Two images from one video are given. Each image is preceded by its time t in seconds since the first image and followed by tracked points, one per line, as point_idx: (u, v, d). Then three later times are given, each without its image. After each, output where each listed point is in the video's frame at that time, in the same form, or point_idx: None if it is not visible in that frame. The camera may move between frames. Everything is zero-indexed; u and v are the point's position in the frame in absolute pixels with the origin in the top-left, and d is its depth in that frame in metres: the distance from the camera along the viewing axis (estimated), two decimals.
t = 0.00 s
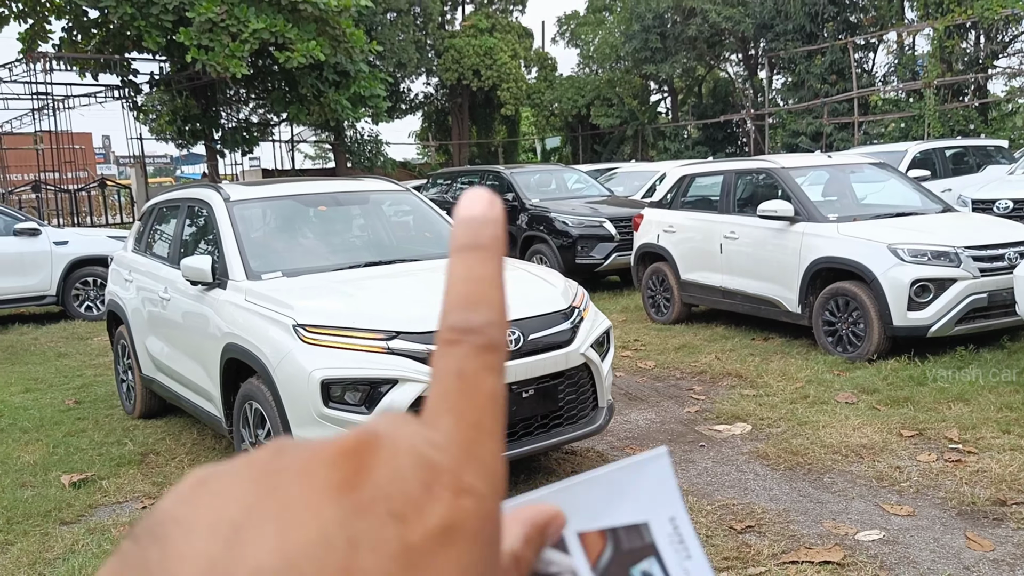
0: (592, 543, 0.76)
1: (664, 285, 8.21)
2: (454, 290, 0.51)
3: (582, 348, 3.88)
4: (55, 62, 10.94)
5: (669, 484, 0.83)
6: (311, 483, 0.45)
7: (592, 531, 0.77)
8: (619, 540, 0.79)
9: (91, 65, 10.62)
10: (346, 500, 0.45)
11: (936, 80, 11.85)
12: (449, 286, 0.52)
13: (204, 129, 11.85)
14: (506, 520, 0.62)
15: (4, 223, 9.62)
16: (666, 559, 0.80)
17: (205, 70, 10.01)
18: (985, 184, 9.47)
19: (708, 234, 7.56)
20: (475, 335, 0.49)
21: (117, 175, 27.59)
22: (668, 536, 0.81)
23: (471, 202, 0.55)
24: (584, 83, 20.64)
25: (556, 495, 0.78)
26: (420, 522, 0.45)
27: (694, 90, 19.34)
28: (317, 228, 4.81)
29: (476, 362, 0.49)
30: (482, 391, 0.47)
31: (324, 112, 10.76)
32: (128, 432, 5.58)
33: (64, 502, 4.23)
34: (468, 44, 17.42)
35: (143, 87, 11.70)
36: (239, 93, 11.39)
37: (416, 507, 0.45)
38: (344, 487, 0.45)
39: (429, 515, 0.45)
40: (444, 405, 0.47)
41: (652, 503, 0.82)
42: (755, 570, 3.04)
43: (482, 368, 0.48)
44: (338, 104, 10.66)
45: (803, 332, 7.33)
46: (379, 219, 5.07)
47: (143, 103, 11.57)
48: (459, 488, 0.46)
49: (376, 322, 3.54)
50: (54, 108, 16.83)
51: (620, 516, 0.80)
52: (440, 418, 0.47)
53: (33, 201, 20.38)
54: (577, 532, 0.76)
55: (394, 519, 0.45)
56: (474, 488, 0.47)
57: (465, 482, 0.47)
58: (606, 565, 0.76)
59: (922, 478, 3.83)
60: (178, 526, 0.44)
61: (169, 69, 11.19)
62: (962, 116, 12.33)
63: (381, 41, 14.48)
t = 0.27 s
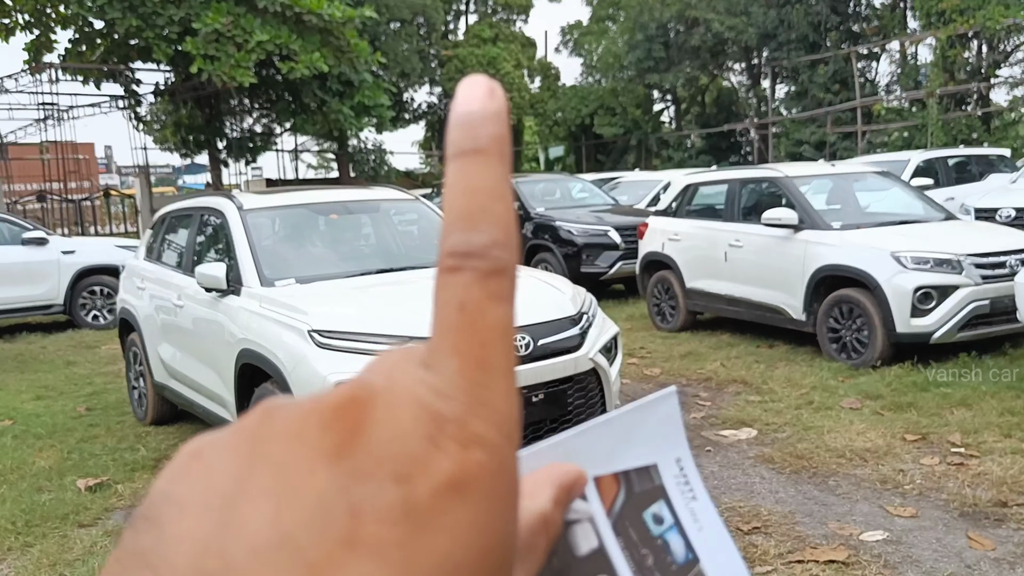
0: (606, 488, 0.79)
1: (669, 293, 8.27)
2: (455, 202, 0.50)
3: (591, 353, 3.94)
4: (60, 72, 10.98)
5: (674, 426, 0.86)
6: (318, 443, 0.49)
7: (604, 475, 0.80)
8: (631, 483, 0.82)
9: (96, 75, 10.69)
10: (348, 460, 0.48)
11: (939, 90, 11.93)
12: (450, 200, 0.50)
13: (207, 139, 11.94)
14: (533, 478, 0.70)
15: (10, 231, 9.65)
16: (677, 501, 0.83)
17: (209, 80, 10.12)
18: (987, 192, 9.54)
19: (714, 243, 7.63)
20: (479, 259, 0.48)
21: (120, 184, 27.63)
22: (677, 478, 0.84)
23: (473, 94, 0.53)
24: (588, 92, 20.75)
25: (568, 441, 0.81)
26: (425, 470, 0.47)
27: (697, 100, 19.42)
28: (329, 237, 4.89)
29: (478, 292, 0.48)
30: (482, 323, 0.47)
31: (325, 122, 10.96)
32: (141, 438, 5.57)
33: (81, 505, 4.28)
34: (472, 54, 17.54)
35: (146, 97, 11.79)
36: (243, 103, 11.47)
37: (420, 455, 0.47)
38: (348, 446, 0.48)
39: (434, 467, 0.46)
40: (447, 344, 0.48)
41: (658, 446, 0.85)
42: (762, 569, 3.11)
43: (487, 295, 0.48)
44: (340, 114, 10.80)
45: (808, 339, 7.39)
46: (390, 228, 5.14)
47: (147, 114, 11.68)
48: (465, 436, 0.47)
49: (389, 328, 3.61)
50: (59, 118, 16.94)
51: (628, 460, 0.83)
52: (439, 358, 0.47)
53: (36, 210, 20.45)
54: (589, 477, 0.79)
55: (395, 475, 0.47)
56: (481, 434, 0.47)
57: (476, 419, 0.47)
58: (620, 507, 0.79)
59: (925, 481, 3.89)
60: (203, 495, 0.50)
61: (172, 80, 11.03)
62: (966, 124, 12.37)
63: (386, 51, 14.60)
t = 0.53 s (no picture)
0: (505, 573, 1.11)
1: (674, 298, 8.26)
2: (395, 332, 0.65)
3: (596, 357, 3.92)
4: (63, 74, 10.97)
5: (562, 523, 1.17)
6: (292, 508, 0.61)
7: (506, 561, 1.12)
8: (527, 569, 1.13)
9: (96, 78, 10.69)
10: (320, 515, 0.60)
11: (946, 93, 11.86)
12: (389, 331, 0.65)
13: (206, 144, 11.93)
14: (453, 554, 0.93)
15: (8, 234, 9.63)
16: None
17: (210, 83, 10.12)
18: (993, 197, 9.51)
19: (719, 247, 7.61)
20: (415, 372, 0.63)
21: (122, 187, 27.58)
22: (561, 566, 1.14)
23: (405, 258, 0.68)
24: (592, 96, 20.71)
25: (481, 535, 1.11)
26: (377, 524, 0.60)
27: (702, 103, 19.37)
28: (334, 240, 4.89)
29: (415, 396, 0.62)
30: (419, 418, 0.61)
31: (326, 124, 11.07)
32: (143, 441, 5.50)
33: (85, 507, 4.27)
34: (475, 57, 17.52)
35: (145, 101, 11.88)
36: (243, 107, 11.55)
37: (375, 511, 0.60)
38: (317, 506, 0.60)
39: (387, 518, 0.60)
40: (391, 432, 0.62)
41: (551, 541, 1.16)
42: (767, 572, 3.09)
43: (423, 396, 0.62)
44: (340, 116, 10.91)
45: (813, 344, 7.37)
46: (395, 231, 5.14)
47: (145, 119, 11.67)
48: (410, 497, 0.61)
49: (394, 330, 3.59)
50: (61, 121, 16.94)
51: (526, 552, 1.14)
52: (386, 444, 0.62)
53: (38, 213, 20.41)
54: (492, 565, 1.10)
55: (359, 524, 0.60)
56: (420, 495, 0.61)
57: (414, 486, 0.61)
58: None
59: (932, 485, 3.87)
60: (195, 561, 0.60)
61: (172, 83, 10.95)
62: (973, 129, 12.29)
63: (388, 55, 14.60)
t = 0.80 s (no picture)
0: (528, 504, 1.05)
1: (674, 300, 8.28)
2: (358, 267, 0.67)
3: (595, 360, 3.94)
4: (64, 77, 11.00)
5: (581, 446, 1.13)
6: (253, 472, 0.66)
7: (527, 494, 1.06)
8: (550, 499, 1.08)
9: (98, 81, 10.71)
10: (280, 476, 0.65)
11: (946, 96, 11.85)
12: (354, 264, 0.67)
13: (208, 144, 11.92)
14: (456, 493, 0.90)
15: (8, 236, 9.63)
16: (590, 510, 1.10)
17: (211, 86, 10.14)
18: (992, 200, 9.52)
19: (718, 250, 7.62)
20: (380, 309, 0.66)
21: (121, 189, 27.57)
22: (588, 491, 1.11)
23: (366, 185, 0.70)
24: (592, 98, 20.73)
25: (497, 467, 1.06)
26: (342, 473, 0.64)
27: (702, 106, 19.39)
28: (335, 243, 4.90)
29: (381, 333, 0.65)
30: (383, 357, 0.64)
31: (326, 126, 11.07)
32: (143, 444, 5.50)
33: (85, 509, 4.28)
34: (475, 59, 17.55)
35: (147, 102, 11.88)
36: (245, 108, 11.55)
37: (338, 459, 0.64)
38: (276, 469, 0.65)
39: (351, 468, 0.64)
40: (357, 373, 0.65)
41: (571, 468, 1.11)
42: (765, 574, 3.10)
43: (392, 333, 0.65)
44: (340, 118, 10.94)
45: (812, 347, 7.38)
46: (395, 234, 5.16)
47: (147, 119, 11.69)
48: (376, 444, 0.64)
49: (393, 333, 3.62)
50: (61, 123, 16.97)
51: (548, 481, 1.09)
52: (352, 388, 0.65)
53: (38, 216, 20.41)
54: (513, 496, 1.05)
55: (320, 481, 0.63)
56: (390, 439, 0.64)
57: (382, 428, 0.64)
58: (541, 519, 1.05)
59: (929, 488, 3.88)
60: (169, 532, 0.66)
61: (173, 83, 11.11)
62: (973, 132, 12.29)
63: (388, 57, 14.62)
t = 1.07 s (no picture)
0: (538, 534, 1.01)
1: (675, 303, 8.25)
2: (424, 314, 0.68)
3: (596, 363, 3.91)
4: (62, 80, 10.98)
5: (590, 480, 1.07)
6: (325, 484, 0.63)
7: (539, 522, 1.02)
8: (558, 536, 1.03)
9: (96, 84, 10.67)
10: (355, 489, 0.62)
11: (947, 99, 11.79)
12: (419, 313, 0.69)
13: (207, 147, 11.88)
14: (495, 516, 0.93)
15: (7, 240, 9.60)
16: (581, 543, 1.05)
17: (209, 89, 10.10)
18: (994, 202, 9.48)
19: (720, 253, 7.59)
20: (445, 348, 0.66)
21: (120, 193, 27.52)
22: (584, 525, 1.06)
23: (434, 244, 0.73)
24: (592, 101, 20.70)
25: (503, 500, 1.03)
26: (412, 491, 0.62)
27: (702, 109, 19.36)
28: (334, 246, 4.88)
29: (447, 369, 0.65)
30: (451, 391, 0.65)
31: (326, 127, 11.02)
32: (141, 448, 5.45)
33: (82, 514, 4.24)
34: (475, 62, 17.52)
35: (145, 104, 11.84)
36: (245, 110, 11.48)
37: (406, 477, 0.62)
38: (350, 481, 0.62)
39: (421, 487, 0.62)
40: (425, 404, 0.65)
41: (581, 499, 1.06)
42: None
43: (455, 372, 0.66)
44: (341, 119, 10.91)
45: (814, 350, 7.35)
46: (394, 237, 5.13)
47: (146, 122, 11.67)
48: (445, 465, 0.63)
49: (392, 337, 3.59)
50: (60, 126, 16.95)
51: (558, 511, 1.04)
52: (420, 417, 0.64)
53: (37, 219, 20.36)
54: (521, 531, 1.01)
55: (395, 495, 0.62)
56: (454, 464, 0.63)
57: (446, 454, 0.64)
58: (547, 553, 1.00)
59: (933, 493, 3.85)
60: (240, 550, 0.61)
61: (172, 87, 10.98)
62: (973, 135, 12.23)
63: (387, 59, 14.59)
